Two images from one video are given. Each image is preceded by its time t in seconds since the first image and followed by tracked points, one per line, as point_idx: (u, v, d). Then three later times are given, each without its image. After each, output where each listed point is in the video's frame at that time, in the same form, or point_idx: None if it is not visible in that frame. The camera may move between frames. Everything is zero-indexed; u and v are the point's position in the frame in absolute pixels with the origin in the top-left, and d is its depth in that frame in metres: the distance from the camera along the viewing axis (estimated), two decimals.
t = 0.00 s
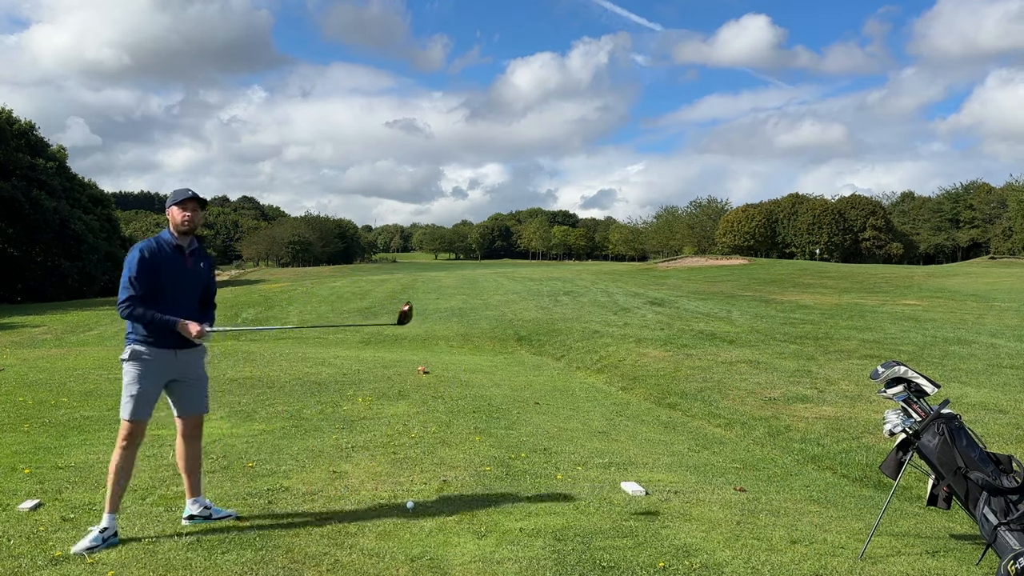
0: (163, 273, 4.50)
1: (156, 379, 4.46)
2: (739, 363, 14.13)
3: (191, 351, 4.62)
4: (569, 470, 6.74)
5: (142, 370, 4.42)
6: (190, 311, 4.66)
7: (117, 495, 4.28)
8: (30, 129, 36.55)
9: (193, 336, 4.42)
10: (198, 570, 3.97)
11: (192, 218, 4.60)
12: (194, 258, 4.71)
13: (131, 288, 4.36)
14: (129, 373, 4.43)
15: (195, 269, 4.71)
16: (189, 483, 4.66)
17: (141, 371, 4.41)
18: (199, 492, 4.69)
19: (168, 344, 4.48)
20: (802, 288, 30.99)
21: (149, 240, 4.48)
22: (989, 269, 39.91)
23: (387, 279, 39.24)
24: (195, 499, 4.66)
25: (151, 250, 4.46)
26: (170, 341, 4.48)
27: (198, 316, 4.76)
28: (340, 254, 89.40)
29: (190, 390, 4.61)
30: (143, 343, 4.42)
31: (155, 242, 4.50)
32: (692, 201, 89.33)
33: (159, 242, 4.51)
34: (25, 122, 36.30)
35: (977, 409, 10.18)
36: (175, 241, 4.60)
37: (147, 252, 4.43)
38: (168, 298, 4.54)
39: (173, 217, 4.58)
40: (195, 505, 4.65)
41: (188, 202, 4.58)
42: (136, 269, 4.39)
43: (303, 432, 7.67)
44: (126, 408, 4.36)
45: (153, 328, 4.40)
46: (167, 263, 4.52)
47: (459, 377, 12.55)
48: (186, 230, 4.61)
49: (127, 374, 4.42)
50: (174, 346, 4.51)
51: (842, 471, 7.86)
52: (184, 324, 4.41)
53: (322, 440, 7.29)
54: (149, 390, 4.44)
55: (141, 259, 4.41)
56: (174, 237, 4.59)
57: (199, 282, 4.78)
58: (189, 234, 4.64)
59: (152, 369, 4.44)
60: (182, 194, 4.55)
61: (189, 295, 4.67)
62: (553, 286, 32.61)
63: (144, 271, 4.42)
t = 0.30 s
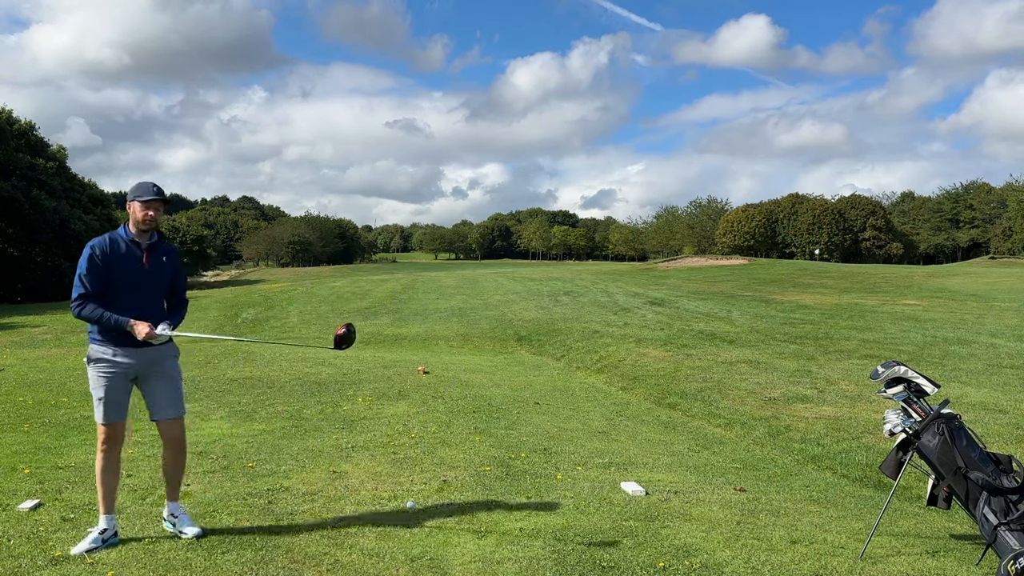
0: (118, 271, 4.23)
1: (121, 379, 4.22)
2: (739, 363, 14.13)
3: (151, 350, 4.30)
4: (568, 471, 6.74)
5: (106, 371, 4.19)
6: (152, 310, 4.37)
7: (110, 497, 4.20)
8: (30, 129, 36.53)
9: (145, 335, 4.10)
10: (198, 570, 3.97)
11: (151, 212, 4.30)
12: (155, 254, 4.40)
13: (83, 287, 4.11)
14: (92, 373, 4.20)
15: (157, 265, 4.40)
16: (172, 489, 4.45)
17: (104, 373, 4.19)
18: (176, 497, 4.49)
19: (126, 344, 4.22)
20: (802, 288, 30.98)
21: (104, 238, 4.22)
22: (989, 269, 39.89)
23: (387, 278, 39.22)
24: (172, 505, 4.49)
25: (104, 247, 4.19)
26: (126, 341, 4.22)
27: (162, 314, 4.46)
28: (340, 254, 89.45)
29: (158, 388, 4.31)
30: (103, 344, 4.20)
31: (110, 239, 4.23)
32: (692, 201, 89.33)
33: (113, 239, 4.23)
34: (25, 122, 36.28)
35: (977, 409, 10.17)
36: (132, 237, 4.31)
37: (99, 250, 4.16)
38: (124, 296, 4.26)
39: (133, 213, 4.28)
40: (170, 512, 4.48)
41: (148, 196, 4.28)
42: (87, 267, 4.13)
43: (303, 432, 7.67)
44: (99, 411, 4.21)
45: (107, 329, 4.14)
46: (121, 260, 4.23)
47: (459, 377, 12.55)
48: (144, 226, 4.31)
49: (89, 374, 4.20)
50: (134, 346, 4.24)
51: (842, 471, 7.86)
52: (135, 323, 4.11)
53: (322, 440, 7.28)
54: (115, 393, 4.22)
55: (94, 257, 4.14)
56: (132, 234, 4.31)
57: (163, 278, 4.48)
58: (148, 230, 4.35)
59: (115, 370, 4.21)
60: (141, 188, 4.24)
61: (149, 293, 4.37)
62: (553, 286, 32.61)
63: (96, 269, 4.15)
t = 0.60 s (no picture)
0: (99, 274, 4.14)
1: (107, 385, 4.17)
2: (739, 363, 14.13)
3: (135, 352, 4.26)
4: (568, 471, 6.74)
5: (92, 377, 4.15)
6: (138, 310, 4.27)
7: (110, 496, 4.22)
8: (30, 129, 36.51)
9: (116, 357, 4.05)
10: (197, 570, 3.97)
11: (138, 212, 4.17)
12: (139, 253, 4.27)
13: (64, 291, 4.05)
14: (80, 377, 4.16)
15: (143, 265, 4.29)
16: (142, 509, 4.00)
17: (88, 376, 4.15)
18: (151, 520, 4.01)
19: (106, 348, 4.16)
20: (802, 288, 30.97)
21: (86, 239, 4.14)
22: (989, 269, 39.88)
23: (387, 278, 39.21)
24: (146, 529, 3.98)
25: (87, 249, 4.11)
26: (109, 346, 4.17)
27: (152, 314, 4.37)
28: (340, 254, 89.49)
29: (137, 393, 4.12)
30: (87, 348, 4.15)
31: (92, 241, 4.14)
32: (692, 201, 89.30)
33: (95, 240, 4.14)
34: (25, 122, 36.28)
35: (978, 409, 10.17)
36: (116, 237, 4.21)
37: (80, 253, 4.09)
38: (108, 298, 4.17)
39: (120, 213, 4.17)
40: (141, 539, 3.97)
41: (138, 198, 4.16)
42: (69, 272, 4.07)
43: (303, 432, 7.67)
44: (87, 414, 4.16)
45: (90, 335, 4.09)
46: (104, 262, 4.14)
47: (459, 377, 12.55)
48: (130, 226, 4.19)
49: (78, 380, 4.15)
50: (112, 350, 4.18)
51: (842, 471, 7.86)
52: (105, 343, 4.05)
53: (322, 441, 7.28)
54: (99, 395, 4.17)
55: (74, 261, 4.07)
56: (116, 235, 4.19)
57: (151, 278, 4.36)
58: (134, 230, 4.22)
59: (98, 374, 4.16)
60: (131, 190, 4.11)
61: (135, 293, 4.26)
62: (553, 286, 32.61)
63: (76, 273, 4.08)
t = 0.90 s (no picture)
0: (104, 281, 4.04)
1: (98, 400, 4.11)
2: (739, 363, 14.13)
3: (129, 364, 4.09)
4: (568, 470, 6.74)
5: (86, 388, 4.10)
6: (141, 321, 4.14)
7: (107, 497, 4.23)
8: (30, 129, 36.50)
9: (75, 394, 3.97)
10: (198, 570, 3.97)
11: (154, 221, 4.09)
12: (151, 263, 4.18)
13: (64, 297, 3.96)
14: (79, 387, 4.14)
15: (152, 275, 4.19)
16: (129, 527, 3.87)
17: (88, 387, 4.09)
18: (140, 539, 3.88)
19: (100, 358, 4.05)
20: (802, 288, 30.97)
21: (97, 243, 4.08)
22: (989, 269, 39.86)
23: (387, 278, 39.26)
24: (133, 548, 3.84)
25: (97, 253, 4.04)
26: (107, 356, 4.05)
27: (158, 326, 4.24)
28: (340, 254, 89.49)
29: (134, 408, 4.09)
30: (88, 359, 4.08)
31: (103, 246, 4.07)
32: (692, 201, 89.27)
33: (105, 246, 4.07)
34: (25, 122, 36.27)
35: (977, 409, 10.17)
36: (128, 245, 4.12)
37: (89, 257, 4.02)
38: (111, 308, 4.06)
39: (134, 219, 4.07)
40: (124, 561, 3.79)
41: (156, 205, 4.09)
42: (74, 275, 3.99)
43: (303, 432, 7.67)
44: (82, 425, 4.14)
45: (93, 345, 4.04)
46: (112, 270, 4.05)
47: (458, 377, 12.55)
48: (145, 234, 4.11)
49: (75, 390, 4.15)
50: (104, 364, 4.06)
51: (842, 471, 7.86)
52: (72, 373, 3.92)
53: (322, 440, 7.28)
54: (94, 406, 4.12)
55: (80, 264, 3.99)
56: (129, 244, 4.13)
57: (160, 289, 4.25)
58: (148, 239, 4.14)
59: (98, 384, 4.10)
60: (149, 196, 4.03)
61: (143, 303, 4.15)
62: (553, 286, 32.61)
63: (81, 277, 3.99)
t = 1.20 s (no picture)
0: (125, 273, 3.86)
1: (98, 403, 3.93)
2: (738, 363, 14.13)
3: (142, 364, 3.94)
4: (568, 470, 6.74)
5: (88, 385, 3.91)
6: (158, 320, 3.98)
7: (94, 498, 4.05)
8: (30, 129, 36.48)
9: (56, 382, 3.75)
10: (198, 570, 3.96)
11: (190, 219, 3.92)
12: (178, 262, 4.01)
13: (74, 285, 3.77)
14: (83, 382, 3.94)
15: (178, 275, 4.01)
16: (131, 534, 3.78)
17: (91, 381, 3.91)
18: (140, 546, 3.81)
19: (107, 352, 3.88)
20: (802, 288, 30.97)
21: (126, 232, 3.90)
22: (990, 269, 39.84)
23: (387, 278, 39.27)
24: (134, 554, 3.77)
25: (123, 242, 3.88)
26: (121, 353, 3.90)
27: (173, 325, 4.07)
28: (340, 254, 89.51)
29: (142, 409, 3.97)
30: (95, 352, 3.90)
31: (130, 236, 3.90)
32: (692, 201, 89.23)
33: (131, 238, 3.88)
34: (25, 123, 36.25)
35: (977, 409, 10.17)
36: (158, 240, 3.95)
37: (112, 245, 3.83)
38: (127, 304, 3.88)
39: (169, 215, 3.91)
40: (123, 567, 3.71)
41: (196, 206, 3.92)
42: (92, 264, 3.78)
43: (303, 432, 7.67)
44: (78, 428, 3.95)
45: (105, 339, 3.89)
46: (136, 265, 3.87)
47: (458, 377, 12.55)
48: (180, 232, 3.95)
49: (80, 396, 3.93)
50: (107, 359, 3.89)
51: (842, 471, 7.86)
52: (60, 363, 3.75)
53: (322, 441, 7.28)
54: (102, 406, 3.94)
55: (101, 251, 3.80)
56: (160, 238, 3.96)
57: (181, 289, 4.07)
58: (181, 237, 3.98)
59: (109, 384, 3.92)
60: (190, 196, 3.88)
61: (162, 302, 3.98)
62: (553, 286, 32.62)
63: (100, 264, 3.80)
